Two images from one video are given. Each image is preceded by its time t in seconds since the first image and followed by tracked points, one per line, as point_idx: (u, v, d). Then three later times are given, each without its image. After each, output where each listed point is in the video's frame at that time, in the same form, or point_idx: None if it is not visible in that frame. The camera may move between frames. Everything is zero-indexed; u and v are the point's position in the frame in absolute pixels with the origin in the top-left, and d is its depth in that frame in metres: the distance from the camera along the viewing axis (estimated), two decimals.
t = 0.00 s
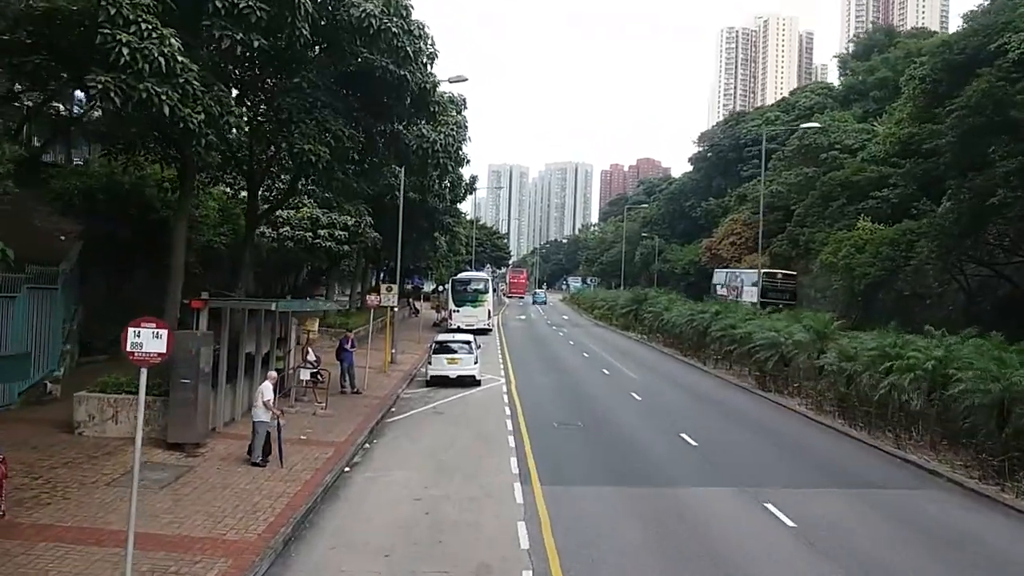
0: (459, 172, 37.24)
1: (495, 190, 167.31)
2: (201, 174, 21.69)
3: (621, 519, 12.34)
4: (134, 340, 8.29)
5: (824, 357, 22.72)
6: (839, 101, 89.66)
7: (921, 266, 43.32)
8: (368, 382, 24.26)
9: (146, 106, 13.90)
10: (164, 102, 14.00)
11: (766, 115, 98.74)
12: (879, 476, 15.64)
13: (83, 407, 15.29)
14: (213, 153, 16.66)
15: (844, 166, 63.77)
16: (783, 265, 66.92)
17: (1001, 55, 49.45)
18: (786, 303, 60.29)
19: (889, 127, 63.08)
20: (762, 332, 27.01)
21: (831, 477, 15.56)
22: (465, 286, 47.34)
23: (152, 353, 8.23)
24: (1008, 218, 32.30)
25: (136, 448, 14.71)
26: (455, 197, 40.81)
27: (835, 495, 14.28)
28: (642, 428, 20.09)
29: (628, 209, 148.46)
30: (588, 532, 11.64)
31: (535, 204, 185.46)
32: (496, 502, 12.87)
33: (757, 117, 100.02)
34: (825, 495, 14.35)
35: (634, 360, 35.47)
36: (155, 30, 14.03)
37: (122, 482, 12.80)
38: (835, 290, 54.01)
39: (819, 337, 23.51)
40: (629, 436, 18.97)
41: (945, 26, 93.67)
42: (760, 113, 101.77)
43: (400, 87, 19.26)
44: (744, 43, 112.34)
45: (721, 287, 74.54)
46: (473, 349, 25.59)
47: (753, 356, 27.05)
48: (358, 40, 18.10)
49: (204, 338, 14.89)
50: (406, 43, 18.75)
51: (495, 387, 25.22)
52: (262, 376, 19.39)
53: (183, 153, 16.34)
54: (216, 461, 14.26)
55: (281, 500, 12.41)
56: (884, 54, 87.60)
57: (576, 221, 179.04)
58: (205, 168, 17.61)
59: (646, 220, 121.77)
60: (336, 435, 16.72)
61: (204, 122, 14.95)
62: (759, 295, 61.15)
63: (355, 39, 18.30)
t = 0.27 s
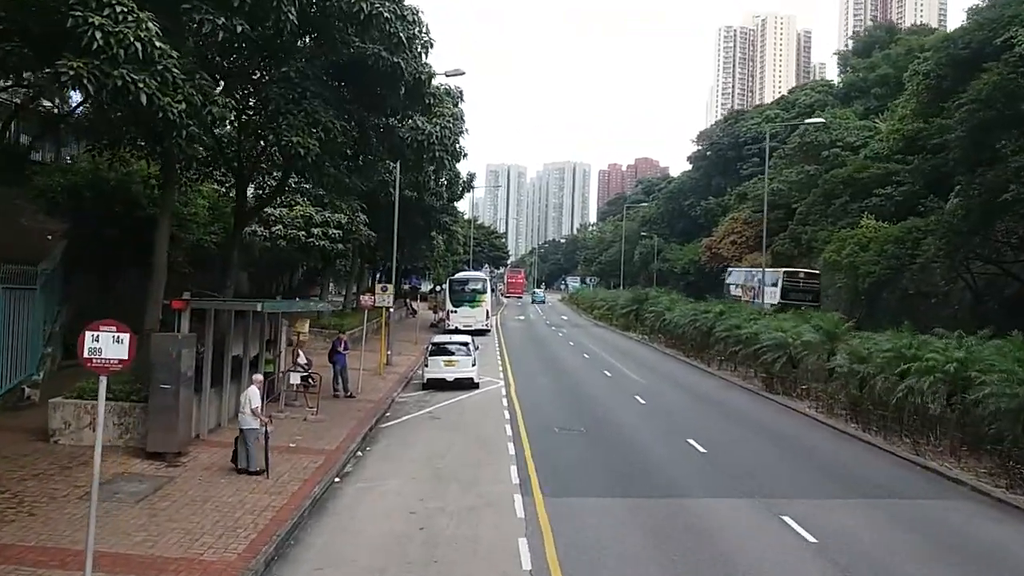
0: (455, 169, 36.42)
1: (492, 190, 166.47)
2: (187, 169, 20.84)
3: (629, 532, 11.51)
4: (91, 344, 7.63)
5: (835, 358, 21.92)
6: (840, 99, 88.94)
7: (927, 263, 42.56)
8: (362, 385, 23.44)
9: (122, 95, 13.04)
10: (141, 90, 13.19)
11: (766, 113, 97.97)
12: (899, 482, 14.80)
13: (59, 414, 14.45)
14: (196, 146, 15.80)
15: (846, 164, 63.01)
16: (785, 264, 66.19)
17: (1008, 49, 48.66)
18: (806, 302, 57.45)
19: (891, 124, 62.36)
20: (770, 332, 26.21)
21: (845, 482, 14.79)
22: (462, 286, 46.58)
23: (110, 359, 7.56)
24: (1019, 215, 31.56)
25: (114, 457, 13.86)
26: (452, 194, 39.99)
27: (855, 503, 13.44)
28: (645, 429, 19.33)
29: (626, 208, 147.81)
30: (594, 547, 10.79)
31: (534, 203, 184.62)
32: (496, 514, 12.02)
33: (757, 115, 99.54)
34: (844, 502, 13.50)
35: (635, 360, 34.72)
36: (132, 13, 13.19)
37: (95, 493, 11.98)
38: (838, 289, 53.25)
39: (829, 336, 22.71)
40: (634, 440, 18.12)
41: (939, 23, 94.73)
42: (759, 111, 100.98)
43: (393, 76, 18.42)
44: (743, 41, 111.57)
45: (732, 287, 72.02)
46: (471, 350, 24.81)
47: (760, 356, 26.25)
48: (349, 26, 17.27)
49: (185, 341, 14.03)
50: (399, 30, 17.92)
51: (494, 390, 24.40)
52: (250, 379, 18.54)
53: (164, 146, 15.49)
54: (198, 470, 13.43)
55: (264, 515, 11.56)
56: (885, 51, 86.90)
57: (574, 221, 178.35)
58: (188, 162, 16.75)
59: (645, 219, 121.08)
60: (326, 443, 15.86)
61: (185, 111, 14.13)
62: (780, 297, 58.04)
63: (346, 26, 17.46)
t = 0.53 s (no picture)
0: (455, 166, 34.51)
1: (493, 194, 164.46)
2: (160, 160, 18.88)
3: None
4: None
5: (874, 377, 19.88)
6: (849, 103, 87.04)
7: (951, 272, 40.54)
8: (353, 400, 21.39)
9: (64, 61, 11.14)
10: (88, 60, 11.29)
11: (772, 117, 96.03)
12: (967, 522, 12.78)
13: None
14: (160, 127, 13.89)
15: (860, 169, 61.04)
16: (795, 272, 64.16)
17: None
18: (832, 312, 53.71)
19: (906, 129, 60.41)
20: (796, 345, 24.18)
21: (897, 519, 12.90)
22: (462, 291, 44.51)
23: None
24: None
25: (55, 488, 11.76)
26: (453, 195, 38.00)
27: (921, 547, 11.41)
28: (663, 452, 17.46)
29: (628, 214, 145.89)
30: None
31: (534, 208, 182.65)
32: (503, 565, 9.99)
33: (763, 120, 97.73)
34: (909, 545, 11.49)
35: (645, 373, 32.81)
36: None
37: (21, 534, 9.89)
38: (853, 297, 51.21)
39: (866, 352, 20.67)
40: (655, 466, 16.12)
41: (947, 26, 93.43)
42: (766, 115, 99.06)
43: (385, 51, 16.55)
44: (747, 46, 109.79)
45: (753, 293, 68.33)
46: (472, 362, 22.71)
47: (785, 372, 24.21)
48: None
49: (141, 356, 11.93)
50: None
51: (497, 406, 22.34)
52: (224, 396, 16.48)
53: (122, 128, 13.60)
54: (152, 507, 11.35)
55: (223, 564, 9.50)
56: (895, 55, 85.02)
57: (575, 227, 176.51)
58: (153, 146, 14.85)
59: (647, 225, 119.13)
60: (306, 472, 13.78)
61: (141, 85, 12.30)
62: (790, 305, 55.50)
63: None
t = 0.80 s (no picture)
0: (454, 164, 34.44)
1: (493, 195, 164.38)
2: (157, 159, 18.78)
3: None
4: None
5: (876, 378, 19.77)
6: (849, 103, 86.94)
7: (952, 272, 40.43)
8: (353, 400, 21.28)
9: (59, 59, 11.06)
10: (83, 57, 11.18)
11: (772, 118, 95.88)
12: (971, 524, 12.67)
13: None
14: (156, 125, 13.79)
15: (860, 169, 60.95)
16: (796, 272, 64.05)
17: None
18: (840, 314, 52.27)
19: (906, 129, 60.33)
20: (797, 346, 24.08)
21: (901, 521, 12.81)
22: (462, 291, 44.40)
23: None
24: None
25: (50, 490, 11.63)
26: (452, 195, 37.90)
27: (926, 550, 11.31)
28: (664, 453, 17.46)
29: (628, 215, 145.78)
30: None
31: (534, 208, 182.51)
32: (502, 568, 9.88)
33: (763, 120, 97.67)
34: (913, 548, 11.37)
35: (645, 374, 32.82)
36: None
37: (13, 537, 9.75)
38: (854, 298, 51.09)
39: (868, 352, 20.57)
40: (656, 468, 16.02)
41: (946, 26, 93.46)
42: (766, 115, 98.95)
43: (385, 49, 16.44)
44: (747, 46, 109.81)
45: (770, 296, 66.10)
46: (472, 363, 22.57)
47: (787, 372, 24.10)
48: None
49: (137, 357, 11.77)
50: None
51: (496, 406, 22.24)
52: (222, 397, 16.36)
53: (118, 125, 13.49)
54: (148, 509, 11.20)
55: (219, 567, 9.36)
56: (895, 55, 84.97)
57: (575, 227, 176.43)
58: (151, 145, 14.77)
59: (647, 225, 119.06)
60: (303, 474, 13.65)
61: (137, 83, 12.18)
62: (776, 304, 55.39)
63: None
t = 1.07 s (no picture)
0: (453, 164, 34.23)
1: (493, 195, 164.12)
2: (154, 157, 18.63)
3: None
4: None
5: (879, 380, 19.59)
6: (849, 104, 86.80)
7: (953, 273, 40.28)
8: (350, 401, 21.15)
9: (52, 56, 10.90)
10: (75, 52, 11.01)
11: (773, 118, 95.66)
12: (977, 529, 12.50)
13: None
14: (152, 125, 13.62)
15: (860, 170, 60.78)
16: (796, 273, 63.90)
17: None
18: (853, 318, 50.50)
19: (907, 129, 60.16)
20: (799, 346, 23.91)
21: (905, 525, 12.64)
22: (461, 291, 44.24)
23: None
24: None
25: (42, 492, 11.44)
26: (452, 195, 37.72)
27: (932, 556, 11.13)
28: (665, 455, 17.29)
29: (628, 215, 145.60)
30: None
31: (534, 209, 182.32)
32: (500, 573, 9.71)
33: (763, 120, 97.54)
34: (918, 554, 11.19)
35: (645, 374, 32.73)
36: None
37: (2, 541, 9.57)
38: (855, 299, 50.93)
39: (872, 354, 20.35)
40: (657, 470, 15.84)
41: (947, 27, 93.45)
42: (766, 116, 98.75)
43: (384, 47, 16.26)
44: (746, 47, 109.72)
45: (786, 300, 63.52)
46: (470, 363, 22.38)
47: (788, 374, 23.93)
48: None
49: (131, 357, 11.64)
50: None
51: (496, 408, 22.07)
52: (219, 398, 16.24)
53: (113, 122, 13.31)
54: (140, 512, 11.02)
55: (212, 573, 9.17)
56: (895, 55, 84.84)
57: (575, 227, 176.28)
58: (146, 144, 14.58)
59: (647, 225, 118.92)
60: (299, 476, 13.47)
61: (131, 79, 11.99)
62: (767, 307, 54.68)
63: None
